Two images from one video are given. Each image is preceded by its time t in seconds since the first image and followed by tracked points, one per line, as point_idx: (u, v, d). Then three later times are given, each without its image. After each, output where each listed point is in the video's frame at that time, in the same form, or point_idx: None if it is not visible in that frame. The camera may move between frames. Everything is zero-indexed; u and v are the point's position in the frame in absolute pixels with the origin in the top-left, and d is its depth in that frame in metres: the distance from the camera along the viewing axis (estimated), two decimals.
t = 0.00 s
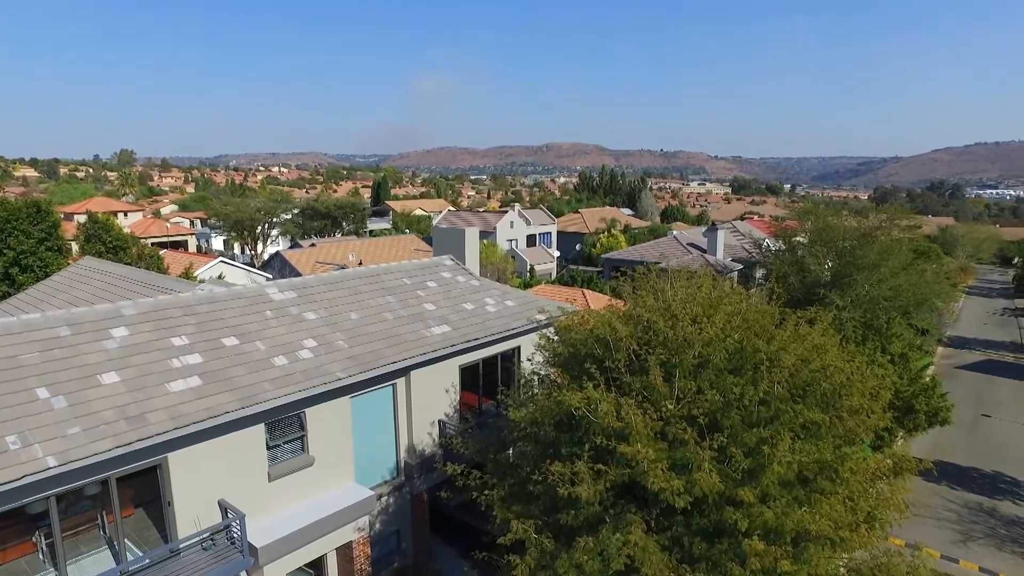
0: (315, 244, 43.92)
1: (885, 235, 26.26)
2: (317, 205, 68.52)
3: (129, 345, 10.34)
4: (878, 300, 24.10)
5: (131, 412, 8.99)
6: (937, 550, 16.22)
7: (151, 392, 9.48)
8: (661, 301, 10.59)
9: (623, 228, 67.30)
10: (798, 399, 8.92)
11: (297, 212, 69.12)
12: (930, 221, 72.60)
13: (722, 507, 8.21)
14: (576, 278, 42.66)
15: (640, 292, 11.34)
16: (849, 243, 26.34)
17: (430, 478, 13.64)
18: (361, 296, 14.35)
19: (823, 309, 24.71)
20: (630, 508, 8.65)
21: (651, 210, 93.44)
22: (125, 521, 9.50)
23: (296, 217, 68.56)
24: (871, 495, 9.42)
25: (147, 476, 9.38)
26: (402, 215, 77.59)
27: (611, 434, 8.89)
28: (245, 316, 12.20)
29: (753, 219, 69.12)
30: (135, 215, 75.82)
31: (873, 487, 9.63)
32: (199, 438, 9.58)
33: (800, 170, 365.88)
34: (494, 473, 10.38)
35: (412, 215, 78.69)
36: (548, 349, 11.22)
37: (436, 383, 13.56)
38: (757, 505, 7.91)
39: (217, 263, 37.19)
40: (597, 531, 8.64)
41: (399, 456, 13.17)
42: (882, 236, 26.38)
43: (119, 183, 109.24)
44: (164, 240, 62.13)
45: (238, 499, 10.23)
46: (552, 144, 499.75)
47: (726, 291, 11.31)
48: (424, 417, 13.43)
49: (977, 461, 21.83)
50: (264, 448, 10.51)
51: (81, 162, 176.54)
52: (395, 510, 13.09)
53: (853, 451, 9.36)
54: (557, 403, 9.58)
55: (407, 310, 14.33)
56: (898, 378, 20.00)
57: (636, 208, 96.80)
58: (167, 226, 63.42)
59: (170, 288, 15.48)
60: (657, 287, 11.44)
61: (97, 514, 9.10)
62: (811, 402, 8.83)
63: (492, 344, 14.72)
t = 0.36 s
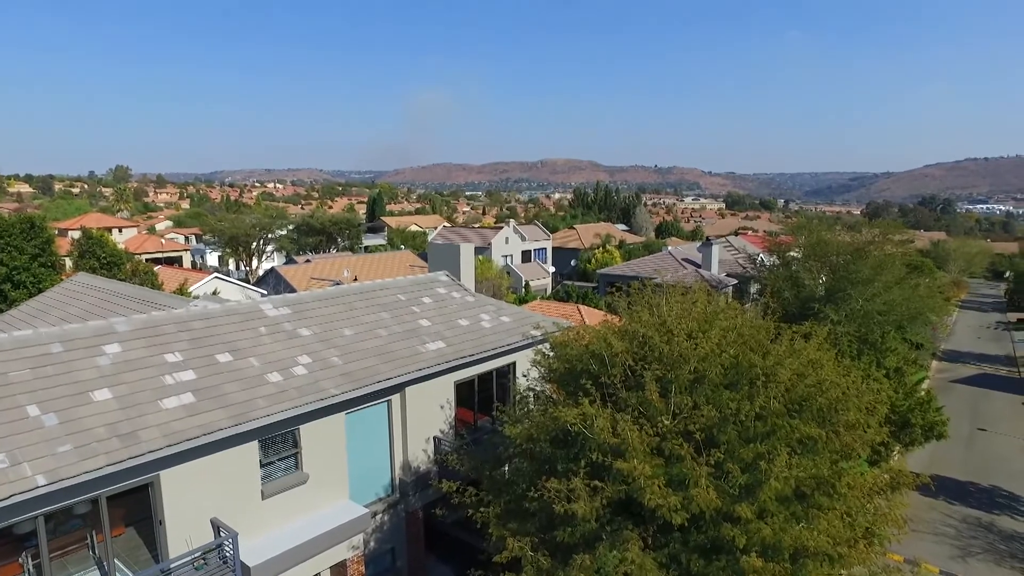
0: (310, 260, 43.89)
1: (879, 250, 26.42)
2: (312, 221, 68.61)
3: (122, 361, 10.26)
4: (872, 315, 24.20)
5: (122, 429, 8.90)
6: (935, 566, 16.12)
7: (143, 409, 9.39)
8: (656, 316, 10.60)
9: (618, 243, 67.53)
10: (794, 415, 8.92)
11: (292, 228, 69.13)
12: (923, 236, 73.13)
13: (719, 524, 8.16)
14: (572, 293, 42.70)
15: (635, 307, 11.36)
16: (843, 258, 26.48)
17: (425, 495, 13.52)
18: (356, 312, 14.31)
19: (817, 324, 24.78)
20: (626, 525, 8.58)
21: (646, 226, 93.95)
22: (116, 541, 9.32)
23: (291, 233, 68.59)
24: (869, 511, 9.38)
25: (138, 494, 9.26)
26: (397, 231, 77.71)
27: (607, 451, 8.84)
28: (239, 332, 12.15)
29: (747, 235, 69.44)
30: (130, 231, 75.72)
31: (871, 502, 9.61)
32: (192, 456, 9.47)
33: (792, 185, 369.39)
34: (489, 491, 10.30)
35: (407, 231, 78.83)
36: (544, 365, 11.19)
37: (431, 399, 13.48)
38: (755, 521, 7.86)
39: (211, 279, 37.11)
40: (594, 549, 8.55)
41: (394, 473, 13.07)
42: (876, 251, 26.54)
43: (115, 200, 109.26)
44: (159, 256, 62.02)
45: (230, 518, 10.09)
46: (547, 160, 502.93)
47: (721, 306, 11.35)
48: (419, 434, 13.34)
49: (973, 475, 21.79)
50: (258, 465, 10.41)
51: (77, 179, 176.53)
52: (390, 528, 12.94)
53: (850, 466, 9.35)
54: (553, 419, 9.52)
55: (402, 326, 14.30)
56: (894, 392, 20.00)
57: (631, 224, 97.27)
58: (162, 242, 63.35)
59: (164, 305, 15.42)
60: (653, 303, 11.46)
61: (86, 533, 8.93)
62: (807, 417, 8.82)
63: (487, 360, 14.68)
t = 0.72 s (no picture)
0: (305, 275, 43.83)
1: (872, 264, 26.58)
2: (307, 237, 68.64)
3: (114, 378, 10.17)
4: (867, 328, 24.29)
5: (114, 446, 8.82)
6: None
7: (135, 426, 9.31)
8: (651, 331, 10.62)
9: (612, 258, 67.78)
10: (789, 429, 8.93)
11: (287, 243, 69.06)
12: (915, 250, 73.77)
13: (716, 539, 8.12)
14: (567, 308, 42.73)
15: (629, 322, 11.38)
16: (836, 272, 26.62)
17: (419, 512, 13.41)
18: (350, 328, 14.29)
19: (812, 338, 24.84)
20: (622, 541, 8.52)
21: (640, 241, 94.38)
22: (106, 561, 9.19)
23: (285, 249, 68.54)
24: (865, 526, 9.36)
25: (129, 513, 9.16)
26: (392, 247, 77.73)
27: (602, 466, 8.80)
28: (233, 348, 12.10)
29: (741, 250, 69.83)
30: (124, 246, 75.55)
31: (867, 517, 9.59)
32: (184, 473, 9.39)
33: (785, 200, 372.20)
34: (485, 508, 10.23)
35: (402, 246, 78.94)
36: (539, 381, 11.17)
37: (426, 415, 13.42)
38: (752, 537, 7.83)
39: (205, 295, 37.00)
40: (589, 566, 8.47)
41: (388, 490, 12.96)
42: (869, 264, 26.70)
43: (109, 216, 109.15)
44: (153, 271, 61.84)
45: (222, 536, 9.97)
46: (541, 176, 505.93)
47: (715, 321, 11.38)
48: (414, 450, 13.26)
49: (969, 488, 21.77)
50: (251, 482, 10.31)
51: (71, 194, 175.99)
52: (385, 545, 12.80)
53: (845, 481, 9.35)
54: (548, 435, 9.47)
55: (397, 342, 14.28)
56: (889, 406, 20.02)
57: (625, 239, 97.66)
58: (157, 258, 63.19)
59: (158, 321, 15.37)
60: (647, 318, 11.49)
61: (75, 552, 8.78)
62: (802, 431, 8.82)
63: (482, 376, 14.63)
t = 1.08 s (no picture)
0: (299, 291, 43.74)
1: (865, 278, 26.71)
2: (302, 253, 68.62)
3: (104, 395, 10.09)
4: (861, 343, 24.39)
5: (103, 464, 8.73)
6: None
7: (125, 443, 9.23)
8: (644, 346, 10.64)
9: (607, 274, 67.93)
10: (783, 444, 8.93)
11: (282, 259, 69.00)
12: (907, 264, 74.28)
13: (711, 555, 8.08)
14: (562, 324, 42.73)
15: (623, 337, 11.40)
16: (830, 286, 26.75)
17: (413, 529, 13.29)
18: (344, 344, 14.25)
19: (807, 352, 24.90)
20: (617, 558, 8.45)
21: (635, 256, 94.72)
22: None
23: (280, 265, 68.47)
24: (861, 541, 9.33)
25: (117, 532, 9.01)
26: (387, 263, 77.71)
27: (596, 482, 8.77)
28: (225, 364, 12.03)
29: (735, 265, 70.13)
30: (118, 262, 75.35)
31: (863, 532, 9.56)
32: (174, 491, 9.30)
33: (779, 216, 374.77)
34: (478, 525, 10.17)
35: (397, 262, 78.99)
36: (533, 397, 11.16)
37: (420, 432, 13.34)
38: (746, 553, 7.81)
39: (199, 311, 36.87)
40: None
41: (381, 507, 12.85)
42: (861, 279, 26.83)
43: (103, 232, 108.90)
44: (147, 287, 61.61)
45: (213, 555, 9.84)
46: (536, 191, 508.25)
47: (709, 336, 11.41)
48: (407, 467, 13.16)
49: (965, 502, 21.74)
50: (242, 499, 10.20)
51: (65, 211, 175.67)
52: (378, 564, 12.66)
53: (840, 495, 9.34)
54: (541, 451, 9.42)
55: (390, 357, 14.25)
56: (884, 420, 20.02)
57: (620, 255, 97.94)
58: (150, 274, 63.01)
59: (151, 336, 15.30)
60: (640, 333, 11.52)
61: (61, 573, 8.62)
62: (796, 446, 8.83)
63: (476, 392, 14.59)
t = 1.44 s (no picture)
0: (293, 307, 43.61)
1: (858, 292, 26.83)
2: (297, 268, 68.56)
3: (95, 413, 10.01)
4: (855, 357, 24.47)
5: (92, 482, 8.63)
6: None
7: (115, 461, 9.14)
8: (639, 362, 10.63)
9: (602, 289, 68.08)
10: (778, 459, 8.93)
11: (276, 275, 68.86)
12: (900, 279, 74.70)
13: (707, 572, 8.03)
14: (557, 339, 42.70)
15: (617, 353, 11.39)
16: (824, 301, 26.84)
17: (407, 547, 13.15)
18: (337, 360, 14.20)
19: (801, 367, 24.95)
20: None
21: (630, 271, 95.03)
22: None
23: (274, 280, 68.33)
24: (858, 556, 9.29)
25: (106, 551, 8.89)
26: (382, 279, 77.60)
27: (591, 499, 8.72)
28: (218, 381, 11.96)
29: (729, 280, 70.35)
30: (112, 278, 75.01)
31: (860, 547, 9.52)
32: (165, 509, 9.19)
33: (772, 230, 377.04)
34: (473, 543, 10.07)
35: (392, 278, 78.95)
36: (527, 413, 11.14)
37: (414, 448, 13.26)
38: (742, 570, 7.76)
39: (192, 327, 36.69)
40: None
41: (375, 525, 12.72)
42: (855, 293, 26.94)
43: (97, 247, 108.51)
44: (140, 303, 61.31)
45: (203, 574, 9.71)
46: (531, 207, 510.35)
47: (703, 351, 11.43)
48: (401, 484, 13.05)
49: (961, 517, 21.70)
50: (234, 518, 10.09)
51: (60, 226, 175.20)
52: None
53: (836, 511, 9.32)
54: (536, 467, 9.38)
55: (384, 374, 14.19)
56: (879, 434, 20.01)
57: (615, 270, 98.20)
58: (144, 290, 62.73)
59: (143, 353, 15.20)
60: (634, 348, 11.53)
61: None
62: (791, 461, 8.82)
63: (470, 408, 14.52)
